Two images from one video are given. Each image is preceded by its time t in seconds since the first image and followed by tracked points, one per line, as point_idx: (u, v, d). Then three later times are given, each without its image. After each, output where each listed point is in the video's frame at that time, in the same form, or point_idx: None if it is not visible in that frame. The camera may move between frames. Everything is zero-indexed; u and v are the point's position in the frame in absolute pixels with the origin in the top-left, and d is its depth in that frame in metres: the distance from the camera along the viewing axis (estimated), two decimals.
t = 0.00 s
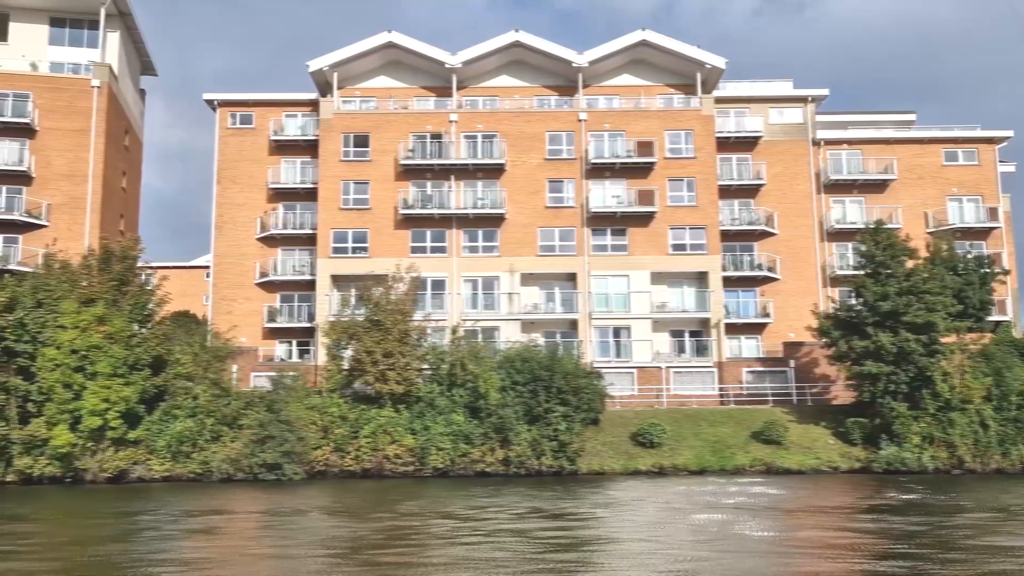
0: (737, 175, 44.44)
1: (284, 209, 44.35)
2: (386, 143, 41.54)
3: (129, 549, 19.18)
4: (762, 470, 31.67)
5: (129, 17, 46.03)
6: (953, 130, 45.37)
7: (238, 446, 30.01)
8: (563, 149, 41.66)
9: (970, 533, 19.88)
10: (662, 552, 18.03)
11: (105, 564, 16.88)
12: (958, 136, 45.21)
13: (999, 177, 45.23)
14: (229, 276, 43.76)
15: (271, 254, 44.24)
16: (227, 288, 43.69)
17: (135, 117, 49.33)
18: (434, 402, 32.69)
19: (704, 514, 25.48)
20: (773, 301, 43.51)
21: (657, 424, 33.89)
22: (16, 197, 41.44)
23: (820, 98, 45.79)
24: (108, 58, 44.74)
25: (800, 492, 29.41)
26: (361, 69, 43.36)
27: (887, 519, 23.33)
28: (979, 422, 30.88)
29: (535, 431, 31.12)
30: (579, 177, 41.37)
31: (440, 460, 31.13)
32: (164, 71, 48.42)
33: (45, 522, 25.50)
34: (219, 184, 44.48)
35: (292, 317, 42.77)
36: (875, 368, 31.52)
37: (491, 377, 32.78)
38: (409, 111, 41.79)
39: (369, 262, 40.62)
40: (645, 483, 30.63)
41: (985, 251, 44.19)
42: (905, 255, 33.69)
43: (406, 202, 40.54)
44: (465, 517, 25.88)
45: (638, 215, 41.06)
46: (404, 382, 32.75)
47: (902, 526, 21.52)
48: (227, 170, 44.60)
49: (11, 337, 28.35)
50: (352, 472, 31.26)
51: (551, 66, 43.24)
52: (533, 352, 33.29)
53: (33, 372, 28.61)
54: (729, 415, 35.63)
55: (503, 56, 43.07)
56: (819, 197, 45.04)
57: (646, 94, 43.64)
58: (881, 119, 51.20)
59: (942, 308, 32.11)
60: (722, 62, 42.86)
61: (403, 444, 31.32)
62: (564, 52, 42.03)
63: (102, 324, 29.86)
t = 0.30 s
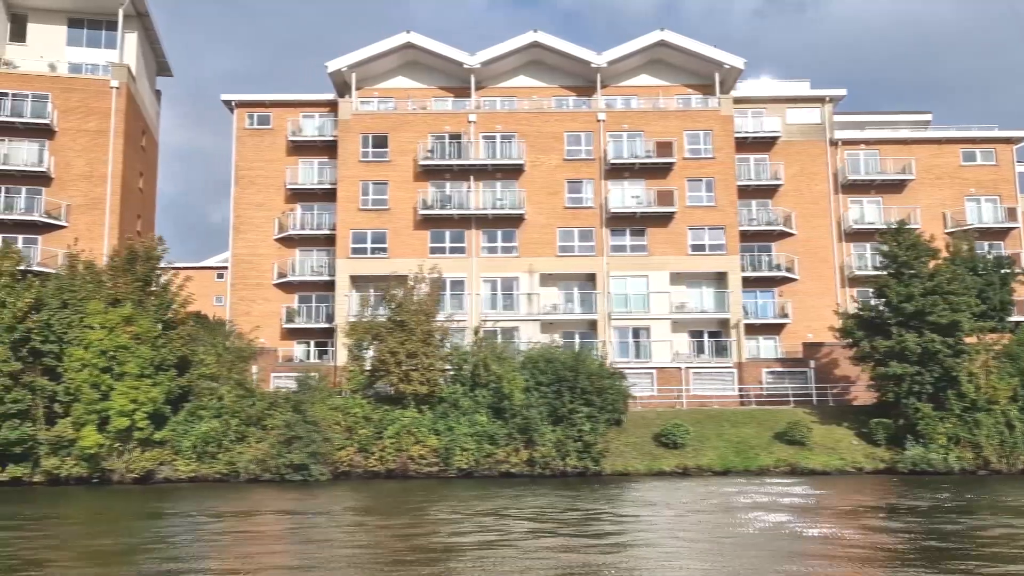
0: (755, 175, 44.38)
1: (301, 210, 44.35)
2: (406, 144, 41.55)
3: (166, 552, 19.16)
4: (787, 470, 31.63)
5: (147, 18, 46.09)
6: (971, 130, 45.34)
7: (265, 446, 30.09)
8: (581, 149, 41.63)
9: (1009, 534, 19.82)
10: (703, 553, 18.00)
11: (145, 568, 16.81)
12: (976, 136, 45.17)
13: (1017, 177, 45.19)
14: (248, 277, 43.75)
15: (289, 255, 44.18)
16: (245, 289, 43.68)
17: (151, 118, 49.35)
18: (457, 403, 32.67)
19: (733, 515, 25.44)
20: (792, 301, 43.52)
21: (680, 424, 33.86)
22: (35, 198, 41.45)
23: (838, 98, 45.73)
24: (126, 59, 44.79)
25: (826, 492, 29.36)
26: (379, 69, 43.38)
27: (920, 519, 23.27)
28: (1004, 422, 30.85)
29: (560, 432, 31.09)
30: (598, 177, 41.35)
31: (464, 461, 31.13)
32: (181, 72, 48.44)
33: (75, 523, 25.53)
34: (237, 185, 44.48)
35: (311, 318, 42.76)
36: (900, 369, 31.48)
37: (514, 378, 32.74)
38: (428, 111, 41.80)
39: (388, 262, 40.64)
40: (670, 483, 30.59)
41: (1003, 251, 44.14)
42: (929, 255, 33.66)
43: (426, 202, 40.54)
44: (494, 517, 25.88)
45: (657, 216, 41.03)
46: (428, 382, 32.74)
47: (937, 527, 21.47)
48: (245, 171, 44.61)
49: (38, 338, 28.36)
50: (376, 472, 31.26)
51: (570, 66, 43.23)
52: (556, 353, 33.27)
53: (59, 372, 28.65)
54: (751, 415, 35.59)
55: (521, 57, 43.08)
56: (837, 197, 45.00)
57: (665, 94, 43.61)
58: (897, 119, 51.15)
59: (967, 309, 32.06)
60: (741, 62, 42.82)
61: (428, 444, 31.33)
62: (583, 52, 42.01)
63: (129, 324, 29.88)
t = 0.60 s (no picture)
0: (773, 175, 44.36)
1: (319, 210, 44.35)
2: (424, 144, 41.58)
3: (202, 550, 19.14)
4: (811, 470, 31.61)
5: (164, 19, 46.18)
6: (989, 130, 45.29)
7: (291, 446, 30.17)
8: (600, 149, 41.63)
9: None
10: (743, 552, 17.98)
11: (187, 566, 16.80)
12: (994, 136, 45.13)
13: None
14: (266, 277, 43.78)
15: (307, 255, 44.21)
16: (263, 289, 43.68)
17: (167, 118, 49.43)
18: (480, 403, 32.68)
19: (762, 515, 25.40)
20: (810, 301, 43.48)
21: (703, 425, 33.83)
22: (55, 199, 41.51)
23: (855, 98, 45.68)
24: (144, 59, 44.88)
25: (852, 492, 29.32)
26: (397, 70, 43.41)
27: (952, 518, 23.23)
28: None
29: (584, 432, 31.08)
30: (617, 177, 41.35)
31: (488, 461, 31.17)
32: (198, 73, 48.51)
33: (105, 523, 25.56)
34: (254, 185, 44.50)
35: (329, 318, 42.77)
36: (924, 369, 31.46)
37: (538, 378, 32.72)
38: (447, 112, 41.83)
39: (407, 262, 40.66)
40: (694, 484, 30.57)
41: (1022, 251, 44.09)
42: (952, 255, 33.62)
43: (445, 202, 40.57)
44: (523, 517, 25.88)
45: (676, 216, 41.02)
46: (451, 382, 32.76)
47: (972, 525, 21.41)
48: (262, 171, 44.63)
49: (65, 338, 28.43)
50: (401, 473, 31.30)
51: (588, 67, 43.23)
52: (580, 353, 33.24)
53: (86, 372, 28.75)
54: (773, 416, 35.56)
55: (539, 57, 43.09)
56: (855, 197, 44.96)
57: (683, 94, 43.59)
58: (913, 119, 51.10)
59: (991, 309, 32.02)
60: (759, 62, 42.79)
61: (452, 444, 31.36)
62: (601, 53, 42.02)
63: (155, 324, 29.94)
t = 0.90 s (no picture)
0: (791, 175, 44.31)
1: (337, 211, 44.34)
2: (444, 144, 41.61)
3: (241, 550, 19.11)
4: (837, 471, 31.55)
5: (183, 19, 46.23)
6: (1008, 129, 45.22)
7: (318, 446, 30.21)
8: (620, 149, 41.61)
9: None
10: (786, 550, 17.93)
11: (230, 566, 16.77)
12: (1014, 136, 45.04)
13: None
14: (284, 277, 43.80)
15: (325, 255, 44.21)
16: (282, 289, 43.69)
17: (185, 118, 49.49)
18: (505, 403, 32.68)
19: (793, 514, 25.37)
20: (830, 302, 43.46)
21: (727, 425, 33.75)
22: (75, 199, 41.57)
23: (874, 98, 45.64)
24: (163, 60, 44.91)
25: (880, 492, 29.25)
26: (416, 70, 43.44)
27: (986, 516, 23.16)
28: None
29: (610, 433, 31.06)
30: (637, 177, 41.33)
31: (514, 461, 31.19)
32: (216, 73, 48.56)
33: (136, 523, 25.60)
34: (273, 186, 44.54)
35: (348, 318, 42.63)
36: (951, 369, 31.40)
37: (563, 378, 32.66)
38: (466, 112, 41.84)
39: (427, 263, 40.68)
40: (721, 483, 30.51)
41: None
42: (977, 255, 33.56)
43: (465, 203, 40.58)
44: (553, 516, 25.84)
45: (696, 216, 41.00)
46: (475, 382, 32.76)
47: (1009, 524, 21.34)
48: (281, 171, 44.66)
49: (93, 339, 28.42)
50: (426, 473, 31.32)
51: (607, 67, 43.22)
52: (604, 353, 33.18)
53: (113, 373, 28.71)
54: (796, 416, 35.51)
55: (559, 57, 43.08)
56: (874, 197, 44.90)
57: (702, 94, 43.58)
58: (930, 119, 51.01)
59: (1018, 308, 31.94)
60: (778, 62, 42.74)
61: (477, 444, 31.36)
62: (621, 53, 42.01)
63: (182, 324, 29.93)
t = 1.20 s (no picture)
0: (809, 175, 44.27)
1: (356, 211, 44.34)
2: (464, 144, 41.64)
3: (280, 549, 19.11)
4: (862, 471, 31.51)
5: (202, 20, 46.33)
6: None
7: (345, 446, 30.24)
8: (639, 149, 41.62)
9: None
10: (828, 550, 17.90)
11: (275, 565, 16.76)
12: None
13: None
14: (303, 277, 43.82)
15: (344, 256, 44.20)
16: (302, 289, 43.73)
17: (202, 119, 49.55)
18: (529, 403, 32.67)
19: (823, 514, 25.35)
20: (849, 301, 43.45)
21: (751, 426, 33.68)
22: (96, 200, 41.66)
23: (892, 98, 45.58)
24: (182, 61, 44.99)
25: (907, 491, 29.21)
26: (435, 70, 43.48)
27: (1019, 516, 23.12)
28: None
29: (635, 433, 31.04)
30: (656, 177, 41.34)
31: (539, 462, 31.19)
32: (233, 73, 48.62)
33: (166, 522, 25.63)
34: (292, 186, 44.59)
35: (367, 318, 42.52)
36: (976, 369, 31.34)
37: (588, 378, 32.61)
38: (486, 112, 41.87)
39: (447, 263, 40.72)
40: (747, 484, 30.47)
41: None
42: (1001, 255, 33.52)
43: (485, 203, 40.59)
44: (583, 516, 25.84)
45: (716, 216, 40.97)
46: (499, 382, 32.73)
47: None
48: (300, 172, 44.71)
49: (119, 339, 28.33)
50: (451, 473, 31.35)
51: (626, 67, 43.23)
52: (629, 353, 33.13)
53: (140, 373, 28.57)
54: (819, 416, 35.47)
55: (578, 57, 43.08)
56: (893, 197, 44.82)
57: (721, 94, 43.57)
58: (948, 119, 50.90)
59: None
60: (798, 62, 42.71)
61: (502, 444, 31.39)
62: (640, 53, 42.00)
63: (209, 324, 29.93)
